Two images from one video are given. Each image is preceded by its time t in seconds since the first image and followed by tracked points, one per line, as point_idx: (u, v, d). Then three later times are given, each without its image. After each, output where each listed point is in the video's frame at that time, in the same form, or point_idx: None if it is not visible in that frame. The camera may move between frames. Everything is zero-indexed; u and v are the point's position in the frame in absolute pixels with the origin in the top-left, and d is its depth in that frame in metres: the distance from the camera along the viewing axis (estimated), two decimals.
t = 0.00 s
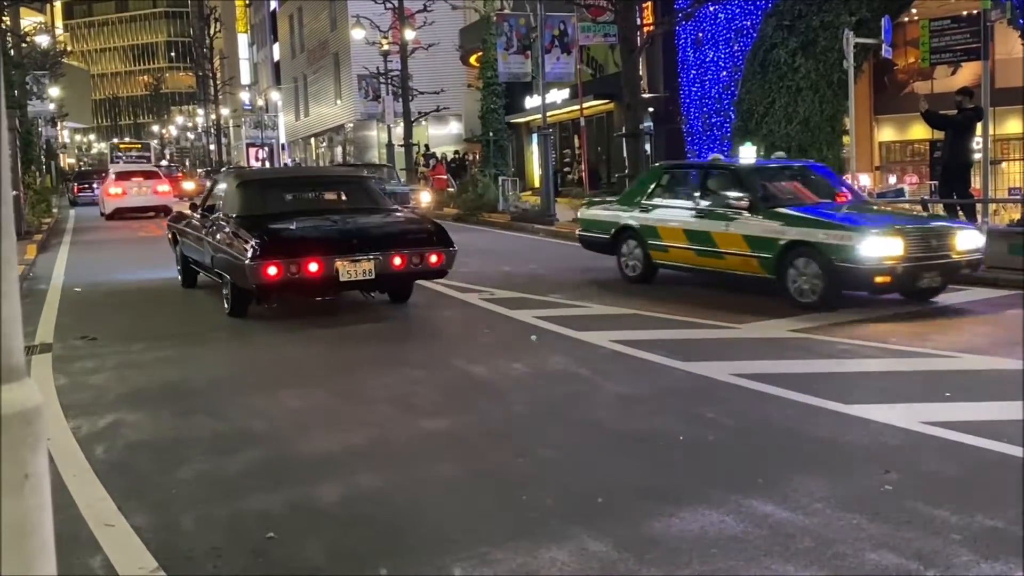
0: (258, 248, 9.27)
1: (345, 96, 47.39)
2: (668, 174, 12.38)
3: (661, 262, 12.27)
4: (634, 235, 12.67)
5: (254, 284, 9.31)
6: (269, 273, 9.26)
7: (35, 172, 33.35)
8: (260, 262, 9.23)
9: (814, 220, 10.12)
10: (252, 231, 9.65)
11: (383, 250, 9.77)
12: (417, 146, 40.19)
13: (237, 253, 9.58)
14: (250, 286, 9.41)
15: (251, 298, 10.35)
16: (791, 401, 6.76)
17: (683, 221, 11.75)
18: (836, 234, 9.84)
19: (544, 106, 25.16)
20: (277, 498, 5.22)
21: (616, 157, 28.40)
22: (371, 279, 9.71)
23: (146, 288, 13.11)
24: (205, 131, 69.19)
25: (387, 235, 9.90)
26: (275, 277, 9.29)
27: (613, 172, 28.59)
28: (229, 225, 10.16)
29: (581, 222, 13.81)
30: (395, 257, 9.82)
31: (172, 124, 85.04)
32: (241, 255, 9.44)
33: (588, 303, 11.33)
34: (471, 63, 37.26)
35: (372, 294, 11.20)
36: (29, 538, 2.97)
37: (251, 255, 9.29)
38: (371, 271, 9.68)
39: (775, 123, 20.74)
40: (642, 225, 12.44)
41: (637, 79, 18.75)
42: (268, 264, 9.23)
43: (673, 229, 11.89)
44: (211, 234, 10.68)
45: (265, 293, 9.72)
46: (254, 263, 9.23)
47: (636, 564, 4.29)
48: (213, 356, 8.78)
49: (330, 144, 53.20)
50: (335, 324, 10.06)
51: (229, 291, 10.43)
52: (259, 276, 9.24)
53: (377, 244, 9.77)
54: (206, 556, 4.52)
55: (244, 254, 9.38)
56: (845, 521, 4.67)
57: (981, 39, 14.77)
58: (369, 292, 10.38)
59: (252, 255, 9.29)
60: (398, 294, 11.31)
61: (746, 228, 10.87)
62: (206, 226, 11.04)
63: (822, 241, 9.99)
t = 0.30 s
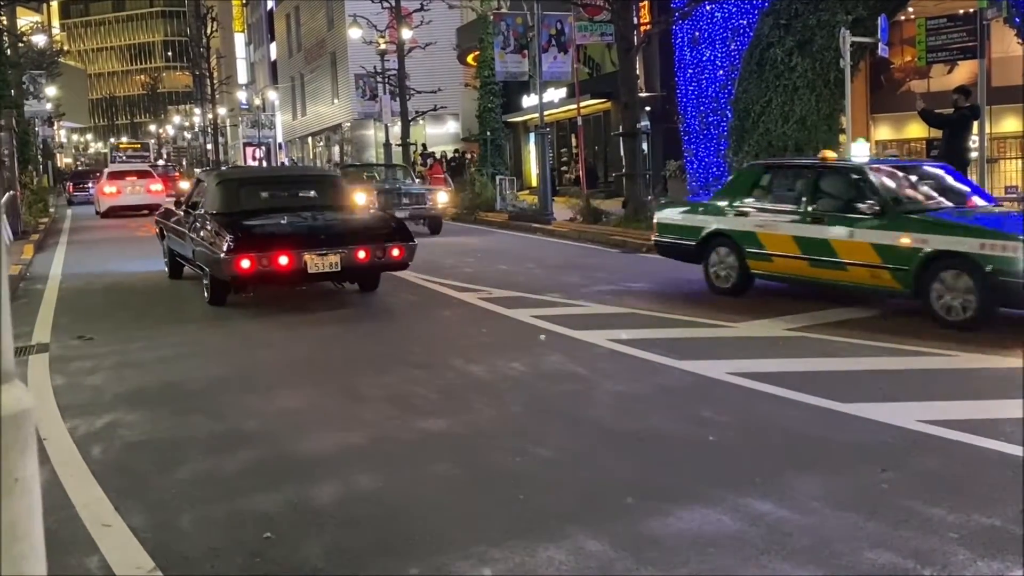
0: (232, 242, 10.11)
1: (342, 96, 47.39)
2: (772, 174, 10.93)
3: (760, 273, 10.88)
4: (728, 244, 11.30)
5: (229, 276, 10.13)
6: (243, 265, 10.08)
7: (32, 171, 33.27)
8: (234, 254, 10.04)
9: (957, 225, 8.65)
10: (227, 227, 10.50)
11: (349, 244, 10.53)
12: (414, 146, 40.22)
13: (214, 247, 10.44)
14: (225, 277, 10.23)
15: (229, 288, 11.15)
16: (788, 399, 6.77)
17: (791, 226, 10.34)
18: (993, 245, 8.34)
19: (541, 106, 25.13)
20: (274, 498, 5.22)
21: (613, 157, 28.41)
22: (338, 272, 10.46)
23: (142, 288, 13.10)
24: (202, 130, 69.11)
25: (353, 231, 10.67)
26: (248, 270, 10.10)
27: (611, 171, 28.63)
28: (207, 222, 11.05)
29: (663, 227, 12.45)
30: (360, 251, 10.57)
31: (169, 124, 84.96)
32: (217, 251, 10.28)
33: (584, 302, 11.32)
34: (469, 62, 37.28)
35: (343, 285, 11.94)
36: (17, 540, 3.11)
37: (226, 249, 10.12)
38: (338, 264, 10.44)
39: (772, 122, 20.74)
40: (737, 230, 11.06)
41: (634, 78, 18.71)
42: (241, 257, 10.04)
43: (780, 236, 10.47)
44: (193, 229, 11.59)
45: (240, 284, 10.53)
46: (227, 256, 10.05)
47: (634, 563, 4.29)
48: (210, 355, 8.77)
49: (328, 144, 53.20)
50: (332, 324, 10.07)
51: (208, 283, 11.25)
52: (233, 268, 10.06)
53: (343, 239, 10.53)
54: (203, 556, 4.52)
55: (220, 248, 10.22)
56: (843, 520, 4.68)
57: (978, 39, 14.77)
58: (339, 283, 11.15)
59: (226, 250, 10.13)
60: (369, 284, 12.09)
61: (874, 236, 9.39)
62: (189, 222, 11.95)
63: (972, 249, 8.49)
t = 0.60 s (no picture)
0: (200, 233, 11.11)
1: (331, 94, 47.28)
2: (904, 174, 9.50)
3: (885, 286, 9.51)
4: (842, 253, 9.91)
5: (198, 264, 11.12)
6: (210, 255, 11.08)
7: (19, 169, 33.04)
8: (203, 245, 11.03)
9: None
10: (196, 219, 11.50)
11: (308, 236, 11.50)
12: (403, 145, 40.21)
13: (184, 239, 11.44)
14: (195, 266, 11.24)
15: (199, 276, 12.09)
16: (777, 398, 6.79)
17: (931, 233, 8.97)
18: None
19: (530, 104, 25.08)
20: (263, 498, 5.21)
21: (602, 156, 28.44)
22: (298, 261, 11.44)
23: (129, 287, 13.05)
24: (190, 129, 68.83)
25: (312, 223, 11.64)
26: (215, 259, 11.09)
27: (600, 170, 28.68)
28: (178, 216, 12.06)
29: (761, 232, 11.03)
30: (318, 242, 11.55)
31: (157, 122, 84.57)
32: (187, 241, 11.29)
33: (574, 301, 11.32)
34: (458, 60, 37.27)
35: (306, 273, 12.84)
36: None
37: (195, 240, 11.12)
38: (298, 254, 11.42)
39: (759, 121, 20.89)
40: (854, 239, 9.68)
41: (623, 77, 18.70)
42: (208, 247, 11.03)
43: (914, 245, 9.11)
44: (167, 223, 12.58)
45: (210, 272, 11.56)
46: (196, 246, 11.04)
47: (624, 563, 4.29)
48: (199, 355, 8.75)
49: (316, 142, 53.10)
50: (322, 323, 10.05)
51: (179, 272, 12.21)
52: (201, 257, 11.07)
53: (303, 231, 11.51)
54: (192, 558, 4.50)
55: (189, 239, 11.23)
56: (832, 518, 4.69)
57: (964, 38, 14.83)
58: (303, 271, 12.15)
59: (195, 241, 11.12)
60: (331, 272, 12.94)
61: None
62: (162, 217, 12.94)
63: None
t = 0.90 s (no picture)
0: (168, 226, 12.02)
1: (319, 93, 47.18)
2: None
3: None
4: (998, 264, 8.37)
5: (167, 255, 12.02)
6: (178, 246, 11.99)
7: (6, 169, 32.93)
8: (171, 236, 11.94)
9: None
10: (165, 213, 12.41)
11: (269, 228, 12.45)
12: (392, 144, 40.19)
13: (154, 232, 12.35)
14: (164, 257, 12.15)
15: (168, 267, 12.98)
16: (766, 396, 6.80)
17: None
18: None
19: (520, 104, 25.07)
20: (252, 498, 5.19)
21: (592, 155, 28.46)
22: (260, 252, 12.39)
23: (117, 287, 13.00)
24: (179, 129, 68.57)
25: (273, 216, 12.59)
26: (183, 250, 12.01)
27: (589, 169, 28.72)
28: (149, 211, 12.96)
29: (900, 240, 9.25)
30: (279, 234, 12.52)
31: (145, 122, 84.24)
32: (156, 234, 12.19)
33: (564, 300, 11.31)
34: (447, 59, 37.26)
35: (268, 265, 13.76)
36: None
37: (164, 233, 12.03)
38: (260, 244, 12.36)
39: (748, 120, 20.96)
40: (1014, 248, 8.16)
41: (612, 76, 18.70)
42: (176, 238, 11.95)
43: None
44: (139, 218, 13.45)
45: (178, 262, 12.47)
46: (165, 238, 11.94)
47: (613, 562, 4.28)
48: (187, 355, 8.72)
49: (305, 141, 53.03)
50: (310, 323, 10.03)
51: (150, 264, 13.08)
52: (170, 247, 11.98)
53: (265, 223, 12.46)
54: (180, 559, 4.48)
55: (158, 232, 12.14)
56: (821, 516, 4.70)
57: (952, 37, 14.88)
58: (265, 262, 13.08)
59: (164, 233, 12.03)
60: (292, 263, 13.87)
61: None
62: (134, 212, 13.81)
63: None
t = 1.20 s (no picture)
0: (133, 221, 12.99)
1: (304, 93, 47.09)
2: None
3: None
4: None
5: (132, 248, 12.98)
6: (143, 239, 12.95)
7: None
8: (136, 231, 12.89)
9: None
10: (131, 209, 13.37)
11: (228, 222, 13.41)
12: (377, 144, 40.13)
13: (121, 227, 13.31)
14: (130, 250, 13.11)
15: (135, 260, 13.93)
16: (751, 396, 6.82)
17: None
18: None
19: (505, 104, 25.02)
20: (237, 501, 5.17)
21: (577, 155, 28.50)
22: (219, 244, 13.35)
23: (99, 287, 12.92)
24: (163, 129, 68.26)
25: (232, 212, 13.54)
26: (148, 244, 12.97)
27: (574, 169, 28.74)
28: (117, 209, 13.92)
29: None
30: (237, 228, 13.49)
31: (129, 122, 83.78)
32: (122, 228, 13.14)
33: (550, 300, 11.32)
34: (432, 60, 37.28)
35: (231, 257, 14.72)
36: None
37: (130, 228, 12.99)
38: (219, 238, 13.33)
39: (733, 121, 21.03)
40: None
41: (597, 76, 18.69)
42: (140, 232, 12.91)
43: None
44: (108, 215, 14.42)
45: (144, 255, 13.44)
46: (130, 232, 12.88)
47: (598, 563, 4.29)
48: (171, 357, 8.67)
49: (290, 142, 52.89)
50: (295, 324, 10.01)
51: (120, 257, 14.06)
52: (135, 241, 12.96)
53: (223, 218, 13.42)
54: (164, 562, 4.45)
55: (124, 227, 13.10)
56: (805, 516, 4.72)
57: (935, 38, 14.97)
58: (225, 254, 14.06)
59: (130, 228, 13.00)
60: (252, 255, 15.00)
61: None
62: (104, 210, 14.79)
63: None
